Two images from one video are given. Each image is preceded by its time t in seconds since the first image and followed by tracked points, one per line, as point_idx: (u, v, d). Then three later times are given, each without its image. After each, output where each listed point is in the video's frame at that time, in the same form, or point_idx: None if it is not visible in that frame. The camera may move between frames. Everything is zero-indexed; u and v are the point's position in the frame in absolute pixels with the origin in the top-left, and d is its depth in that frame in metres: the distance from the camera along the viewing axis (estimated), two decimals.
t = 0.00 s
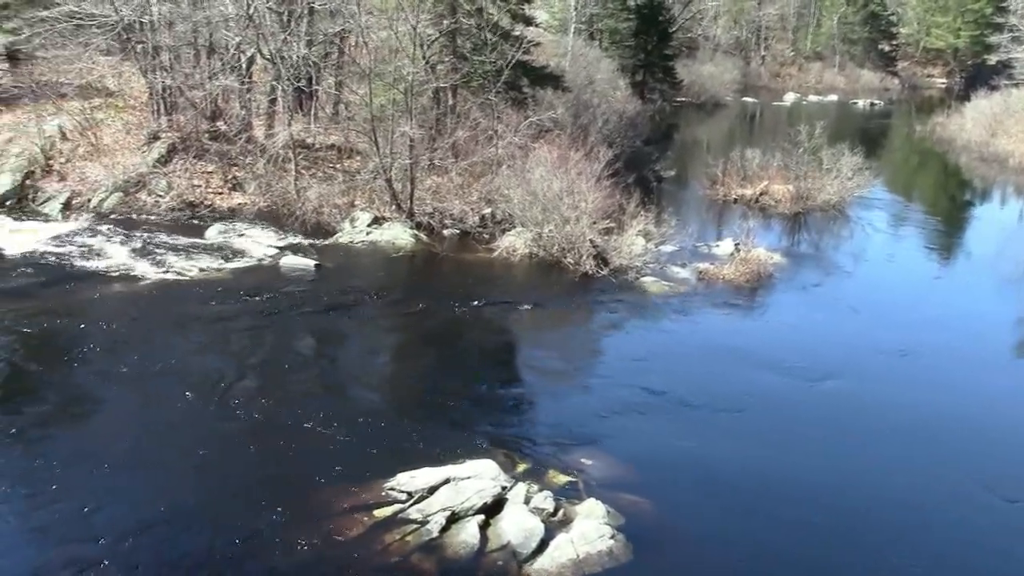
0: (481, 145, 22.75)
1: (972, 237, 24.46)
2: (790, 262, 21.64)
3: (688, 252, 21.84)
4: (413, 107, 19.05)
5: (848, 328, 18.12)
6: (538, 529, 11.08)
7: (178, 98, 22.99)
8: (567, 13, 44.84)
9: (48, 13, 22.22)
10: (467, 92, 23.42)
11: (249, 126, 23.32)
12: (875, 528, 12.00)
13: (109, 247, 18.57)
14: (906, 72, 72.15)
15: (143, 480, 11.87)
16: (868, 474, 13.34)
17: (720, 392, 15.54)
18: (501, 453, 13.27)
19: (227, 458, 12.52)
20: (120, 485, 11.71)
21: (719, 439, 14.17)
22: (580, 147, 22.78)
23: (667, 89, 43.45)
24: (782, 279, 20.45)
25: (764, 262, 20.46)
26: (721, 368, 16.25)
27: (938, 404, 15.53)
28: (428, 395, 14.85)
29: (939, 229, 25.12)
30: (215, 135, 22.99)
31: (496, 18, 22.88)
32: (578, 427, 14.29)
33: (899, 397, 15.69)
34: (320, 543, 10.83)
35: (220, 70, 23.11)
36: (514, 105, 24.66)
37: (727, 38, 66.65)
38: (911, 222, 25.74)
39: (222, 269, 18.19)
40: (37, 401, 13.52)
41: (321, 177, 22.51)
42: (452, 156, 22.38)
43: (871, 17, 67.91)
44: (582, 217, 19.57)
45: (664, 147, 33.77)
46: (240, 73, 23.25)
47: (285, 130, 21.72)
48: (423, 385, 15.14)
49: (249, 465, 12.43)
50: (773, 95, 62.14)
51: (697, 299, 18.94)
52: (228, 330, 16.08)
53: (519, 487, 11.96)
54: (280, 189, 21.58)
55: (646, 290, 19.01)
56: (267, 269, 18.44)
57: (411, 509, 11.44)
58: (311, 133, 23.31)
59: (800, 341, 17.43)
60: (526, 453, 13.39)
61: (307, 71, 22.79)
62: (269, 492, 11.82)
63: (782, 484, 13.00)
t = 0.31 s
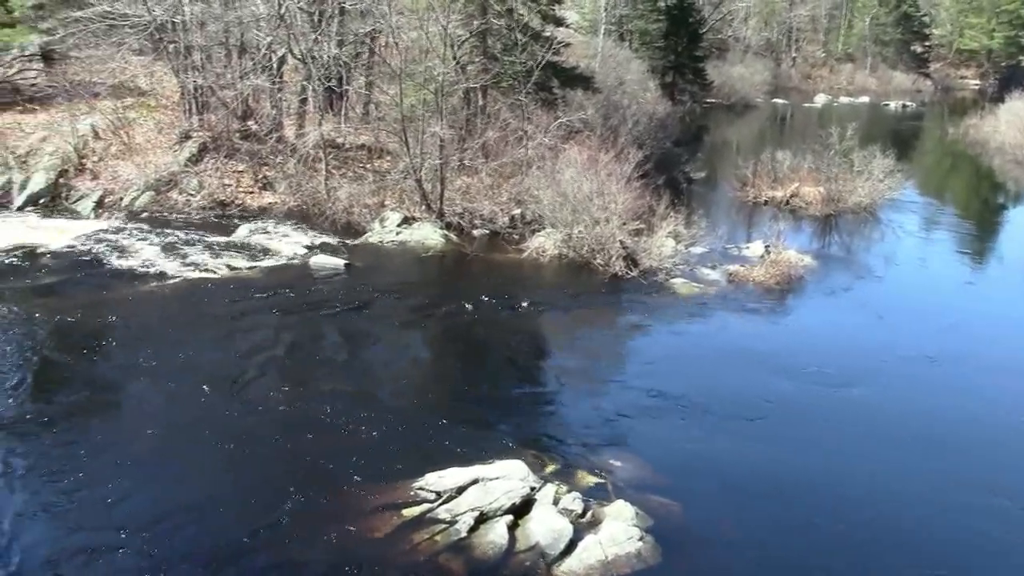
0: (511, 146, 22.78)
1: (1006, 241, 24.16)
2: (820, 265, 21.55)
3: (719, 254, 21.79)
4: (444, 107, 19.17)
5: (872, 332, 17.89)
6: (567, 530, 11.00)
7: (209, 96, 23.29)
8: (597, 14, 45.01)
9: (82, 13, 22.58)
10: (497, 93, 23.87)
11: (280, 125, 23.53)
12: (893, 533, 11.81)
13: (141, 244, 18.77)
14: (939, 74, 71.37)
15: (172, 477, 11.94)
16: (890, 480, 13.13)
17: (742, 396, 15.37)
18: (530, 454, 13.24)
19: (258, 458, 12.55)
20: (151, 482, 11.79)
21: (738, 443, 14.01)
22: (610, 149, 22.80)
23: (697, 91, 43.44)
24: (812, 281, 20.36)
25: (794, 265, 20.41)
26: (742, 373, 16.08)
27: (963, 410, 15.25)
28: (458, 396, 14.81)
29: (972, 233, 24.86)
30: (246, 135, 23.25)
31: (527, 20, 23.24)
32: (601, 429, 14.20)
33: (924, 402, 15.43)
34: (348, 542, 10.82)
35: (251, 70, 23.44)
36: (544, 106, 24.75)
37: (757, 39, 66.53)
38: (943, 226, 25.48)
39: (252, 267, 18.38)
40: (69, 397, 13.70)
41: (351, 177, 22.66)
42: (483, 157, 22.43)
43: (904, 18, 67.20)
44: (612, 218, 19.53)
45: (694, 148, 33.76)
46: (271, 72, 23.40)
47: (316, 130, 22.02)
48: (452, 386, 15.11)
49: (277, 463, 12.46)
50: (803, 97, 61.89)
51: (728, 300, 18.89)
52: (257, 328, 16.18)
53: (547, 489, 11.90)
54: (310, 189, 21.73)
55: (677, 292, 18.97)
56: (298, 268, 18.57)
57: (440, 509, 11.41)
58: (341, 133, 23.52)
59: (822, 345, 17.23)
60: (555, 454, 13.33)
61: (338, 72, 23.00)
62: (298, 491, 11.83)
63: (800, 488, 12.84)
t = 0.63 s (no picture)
0: (540, 146, 22.72)
1: None
2: (850, 266, 21.45)
3: (748, 254, 21.73)
4: (473, 107, 19.44)
5: (897, 334, 17.64)
6: (595, 531, 10.95)
7: (240, 95, 23.93)
8: (628, 14, 45.37)
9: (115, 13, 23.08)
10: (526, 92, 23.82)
11: (310, 124, 24.04)
12: (907, 534, 11.64)
13: (173, 243, 19.12)
14: (971, 74, 70.53)
15: (200, 472, 12.07)
16: (908, 481, 12.93)
17: (763, 397, 15.23)
18: (558, 454, 13.21)
19: (286, 455, 12.63)
20: (180, 477, 11.92)
21: (757, 443, 13.88)
22: (640, 148, 22.83)
23: (725, 90, 43.29)
24: (842, 282, 20.27)
25: (824, 265, 20.35)
26: (763, 373, 15.93)
27: (989, 412, 14.91)
28: (486, 396, 14.82)
29: (1005, 235, 24.57)
30: (276, 133, 23.81)
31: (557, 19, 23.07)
32: (624, 429, 14.15)
33: (948, 404, 15.14)
34: (374, 539, 10.82)
35: (281, 69, 23.71)
36: (573, 105, 24.78)
37: (788, 39, 66.31)
38: (975, 228, 25.20)
39: (283, 266, 18.65)
40: (100, 391, 13.96)
41: (380, 176, 22.93)
42: (512, 157, 22.46)
43: (936, 17, 66.48)
44: (642, 218, 19.51)
45: (723, 147, 33.74)
46: (301, 72, 23.78)
47: (344, 129, 22.39)
48: (479, 385, 15.13)
49: (305, 460, 12.52)
50: (834, 96, 61.71)
51: (759, 301, 18.84)
52: (285, 326, 16.35)
53: (576, 489, 11.86)
54: (340, 187, 22.16)
55: (707, 292, 18.94)
56: (327, 267, 18.78)
57: (468, 508, 11.40)
58: (371, 132, 23.78)
59: (845, 346, 17.04)
60: (583, 454, 13.30)
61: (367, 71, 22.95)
62: (326, 488, 11.88)
63: (814, 487, 12.70)
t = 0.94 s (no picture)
0: (566, 145, 22.95)
1: None
2: (877, 266, 21.40)
3: (775, 255, 21.69)
4: (500, 106, 19.63)
5: (917, 336, 17.50)
6: (619, 532, 10.85)
7: (265, 95, 24.17)
8: (654, 13, 45.48)
9: (142, 14, 23.43)
10: (552, 92, 23.73)
11: (337, 124, 24.27)
12: (915, 535, 11.57)
13: (198, 243, 19.40)
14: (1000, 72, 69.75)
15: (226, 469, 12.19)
16: (921, 482, 12.84)
17: (781, 397, 15.15)
18: (584, 454, 13.18)
19: (312, 453, 12.69)
20: (206, 474, 12.03)
21: (772, 443, 13.83)
22: (666, 148, 22.66)
23: (751, 90, 42.59)
24: (867, 282, 20.23)
25: (851, 266, 20.30)
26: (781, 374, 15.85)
27: (1009, 416, 14.72)
28: (511, 396, 14.81)
29: None
30: (302, 133, 24.08)
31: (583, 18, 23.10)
32: (644, 428, 14.13)
33: (969, 407, 14.98)
34: (399, 536, 10.86)
35: (307, 69, 23.92)
36: (599, 105, 24.91)
37: (814, 37, 65.85)
38: (1002, 229, 25.03)
39: (309, 266, 18.82)
40: (129, 388, 14.17)
41: (406, 174, 23.04)
42: (538, 156, 22.47)
43: (964, 15, 65.80)
44: (668, 218, 19.48)
45: (750, 146, 33.49)
46: (327, 72, 23.88)
47: (371, 128, 22.90)
48: (504, 386, 15.11)
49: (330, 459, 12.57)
50: (860, 96, 61.44)
51: (785, 300, 18.83)
52: (310, 325, 16.45)
53: (601, 488, 11.75)
54: (365, 187, 22.53)
55: (733, 292, 18.93)
56: (352, 267, 18.92)
57: (493, 507, 11.41)
58: (397, 131, 23.98)
59: (864, 347, 16.93)
60: (609, 454, 13.26)
61: (395, 70, 23.79)
62: (350, 487, 11.91)
63: (828, 487, 12.65)
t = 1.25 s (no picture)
0: (590, 145, 22.78)
1: None
2: (903, 268, 21.36)
3: (800, 256, 21.68)
4: (527, 107, 19.94)
5: (934, 340, 17.36)
6: (643, 533, 10.80)
7: (291, 95, 24.46)
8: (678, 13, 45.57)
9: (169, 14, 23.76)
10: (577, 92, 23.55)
11: (361, 123, 24.54)
12: (918, 535, 11.53)
13: (224, 242, 19.58)
14: None
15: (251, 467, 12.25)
16: (930, 484, 12.77)
17: (793, 397, 15.11)
18: (608, 455, 13.10)
19: (336, 451, 12.74)
20: (231, 472, 12.09)
21: (781, 442, 13.81)
22: (690, 149, 22.65)
23: (777, 90, 42.30)
24: (893, 284, 20.19)
25: (877, 268, 20.25)
26: (793, 375, 15.80)
27: None
28: (535, 397, 14.79)
29: None
30: (327, 133, 24.26)
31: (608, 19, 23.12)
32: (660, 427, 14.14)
33: (985, 412, 14.81)
34: (422, 536, 10.87)
35: (333, 69, 24.07)
36: (625, 105, 24.92)
37: (841, 38, 65.30)
38: None
39: (334, 266, 18.94)
40: (156, 385, 14.30)
41: (430, 174, 23.20)
42: (563, 156, 22.47)
43: (992, 15, 64.99)
44: (693, 219, 19.42)
45: (775, 148, 33.39)
46: (351, 71, 24.17)
47: (396, 129, 23.38)
48: (527, 387, 15.09)
49: (354, 458, 12.59)
50: (887, 97, 60.91)
51: (811, 301, 18.83)
52: (334, 324, 16.54)
53: (625, 489, 11.68)
54: (389, 187, 22.71)
55: (759, 293, 18.90)
56: (377, 267, 19.06)
57: (517, 508, 11.39)
58: (422, 130, 24.25)
59: (879, 348, 16.84)
60: (632, 455, 13.19)
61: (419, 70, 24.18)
62: (373, 486, 11.92)
63: (837, 487, 12.64)
